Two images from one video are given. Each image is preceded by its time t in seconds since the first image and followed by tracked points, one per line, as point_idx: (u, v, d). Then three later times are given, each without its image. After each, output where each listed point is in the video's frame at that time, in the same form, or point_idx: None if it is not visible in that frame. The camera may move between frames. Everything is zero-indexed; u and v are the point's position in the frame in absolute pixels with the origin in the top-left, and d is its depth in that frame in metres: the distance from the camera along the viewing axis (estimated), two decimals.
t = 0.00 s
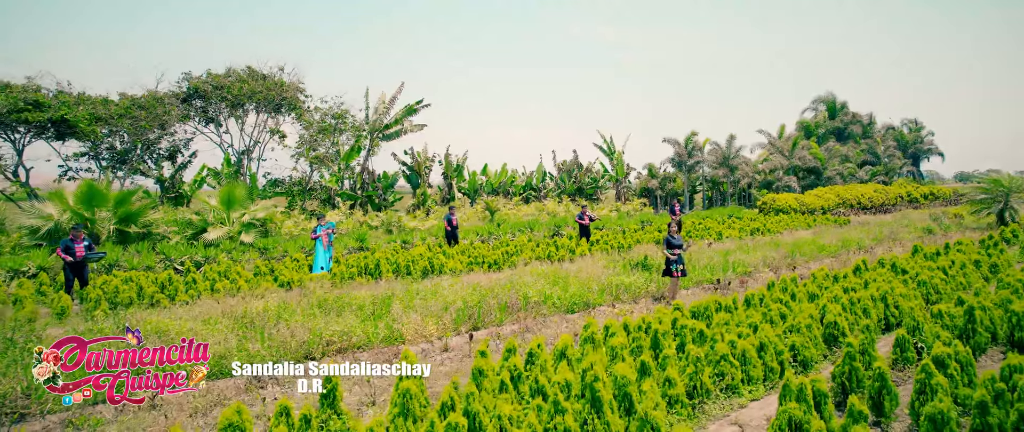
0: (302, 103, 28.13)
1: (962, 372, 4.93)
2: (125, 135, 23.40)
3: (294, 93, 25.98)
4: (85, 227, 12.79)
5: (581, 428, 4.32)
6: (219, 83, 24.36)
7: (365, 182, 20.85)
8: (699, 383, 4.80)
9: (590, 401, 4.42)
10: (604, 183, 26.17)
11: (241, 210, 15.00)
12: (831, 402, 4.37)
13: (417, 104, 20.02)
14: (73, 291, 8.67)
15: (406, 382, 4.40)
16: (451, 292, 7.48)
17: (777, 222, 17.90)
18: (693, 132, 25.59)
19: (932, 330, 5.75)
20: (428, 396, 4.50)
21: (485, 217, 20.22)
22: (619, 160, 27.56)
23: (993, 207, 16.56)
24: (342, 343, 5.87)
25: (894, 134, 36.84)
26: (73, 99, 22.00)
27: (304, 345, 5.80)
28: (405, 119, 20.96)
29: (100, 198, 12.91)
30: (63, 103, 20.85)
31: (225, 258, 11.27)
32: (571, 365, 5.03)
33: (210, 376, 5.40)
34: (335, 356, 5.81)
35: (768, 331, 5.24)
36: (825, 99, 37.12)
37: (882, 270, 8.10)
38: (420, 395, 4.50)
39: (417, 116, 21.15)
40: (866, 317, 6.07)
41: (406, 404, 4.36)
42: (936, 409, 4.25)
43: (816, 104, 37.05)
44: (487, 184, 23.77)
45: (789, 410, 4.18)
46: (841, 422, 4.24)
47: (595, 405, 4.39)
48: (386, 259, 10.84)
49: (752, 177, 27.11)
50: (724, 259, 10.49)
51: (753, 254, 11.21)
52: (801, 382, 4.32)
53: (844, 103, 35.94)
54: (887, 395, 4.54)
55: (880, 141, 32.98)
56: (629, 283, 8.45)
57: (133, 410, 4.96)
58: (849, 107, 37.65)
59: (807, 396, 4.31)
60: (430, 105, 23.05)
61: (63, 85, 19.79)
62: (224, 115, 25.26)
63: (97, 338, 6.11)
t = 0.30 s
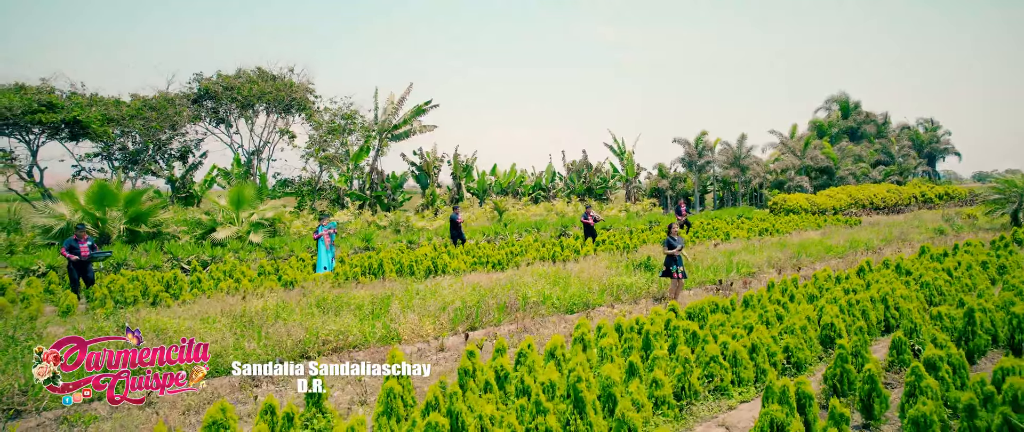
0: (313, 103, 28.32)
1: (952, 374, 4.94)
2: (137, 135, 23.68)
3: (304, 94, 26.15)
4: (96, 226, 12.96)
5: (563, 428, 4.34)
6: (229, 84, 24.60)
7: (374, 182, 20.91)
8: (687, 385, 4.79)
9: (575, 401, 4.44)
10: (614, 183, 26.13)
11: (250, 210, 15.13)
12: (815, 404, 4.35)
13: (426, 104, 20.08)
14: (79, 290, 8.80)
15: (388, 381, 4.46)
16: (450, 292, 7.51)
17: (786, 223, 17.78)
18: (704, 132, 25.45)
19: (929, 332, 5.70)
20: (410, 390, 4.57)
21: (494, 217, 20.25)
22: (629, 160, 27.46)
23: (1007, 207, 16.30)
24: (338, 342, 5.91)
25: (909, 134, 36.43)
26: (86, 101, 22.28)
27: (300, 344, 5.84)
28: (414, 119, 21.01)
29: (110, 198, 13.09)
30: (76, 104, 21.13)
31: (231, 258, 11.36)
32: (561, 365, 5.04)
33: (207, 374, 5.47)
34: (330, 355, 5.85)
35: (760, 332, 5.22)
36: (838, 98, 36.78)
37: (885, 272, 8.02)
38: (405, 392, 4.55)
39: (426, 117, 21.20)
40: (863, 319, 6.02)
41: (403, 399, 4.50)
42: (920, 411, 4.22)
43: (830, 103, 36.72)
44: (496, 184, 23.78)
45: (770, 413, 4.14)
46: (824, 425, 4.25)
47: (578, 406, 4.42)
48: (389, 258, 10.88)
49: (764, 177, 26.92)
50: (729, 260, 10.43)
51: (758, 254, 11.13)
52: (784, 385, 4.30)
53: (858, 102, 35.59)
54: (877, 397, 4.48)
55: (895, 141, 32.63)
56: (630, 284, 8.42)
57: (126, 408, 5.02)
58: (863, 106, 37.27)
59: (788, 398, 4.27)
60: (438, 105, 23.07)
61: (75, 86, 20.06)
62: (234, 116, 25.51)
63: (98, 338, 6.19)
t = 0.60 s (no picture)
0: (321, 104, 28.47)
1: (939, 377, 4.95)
2: (146, 136, 23.92)
3: (312, 94, 26.29)
4: (105, 225, 13.20)
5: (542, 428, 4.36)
6: (238, 85, 24.80)
7: (382, 182, 20.98)
8: (671, 386, 4.79)
9: (552, 402, 4.47)
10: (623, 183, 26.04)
11: (258, 210, 15.21)
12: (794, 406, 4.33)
13: (433, 104, 20.11)
14: (83, 288, 8.93)
15: (367, 380, 4.48)
16: (447, 292, 7.52)
17: (794, 223, 17.63)
18: (713, 131, 25.29)
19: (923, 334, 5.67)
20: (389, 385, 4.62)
21: (500, 217, 20.25)
22: (638, 160, 27.34)
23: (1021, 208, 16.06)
24: (330, 342, 5.94)
25: (924, 133, 36.01)
26: (96, 101, 22.55)
27: (292, 343, 5.88)
28: (421, 119, 21.06)
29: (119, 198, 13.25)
30: (86, 105, 21.40)
31: (235, 257, 11.44)
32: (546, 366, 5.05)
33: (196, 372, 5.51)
34: (322, 354, 5.88)
35: (748, 334, 5.23)
36: (851, 97, 36.44)
37: (886, 273, 7.93)
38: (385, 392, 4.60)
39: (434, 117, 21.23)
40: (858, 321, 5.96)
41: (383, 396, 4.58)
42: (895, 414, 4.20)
43: (842, 103, 36.39)
44: (503, 185, 23.79)
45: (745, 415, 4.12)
46: (800, 426, 4.25)
47: (556, 407, 4.46)
48: (390, 258, 10.91)
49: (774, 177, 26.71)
50: (731, 260, 10.35)
51: (761, 255, 11.05)
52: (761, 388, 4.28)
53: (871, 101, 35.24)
54: (863, 400, 4.42)
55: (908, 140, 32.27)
56: (629, 284, 8.38)
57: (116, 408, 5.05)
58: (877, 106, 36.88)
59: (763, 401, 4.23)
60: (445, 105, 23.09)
61: (86, 86, 20.32)
62: (243, 116, 25.70)
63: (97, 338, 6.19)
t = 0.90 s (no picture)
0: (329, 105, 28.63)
1: (923, 381, 4.93)
2: (155, 137, 24.17)
3: (319, 95, 26.44)
4: (113, 225, 13.38)
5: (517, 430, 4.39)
6: (245, 86, 25.04)
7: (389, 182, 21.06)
8: (653, 388, 4.81)
9: (528, 405, 4.49)
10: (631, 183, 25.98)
11: (264, 210, 15.31)
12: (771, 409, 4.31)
13: (439, 105, 20.15)
14: (85, 287, 9.04)
15: (346, 381, 4.50)
16: (442, 293, 7.54)
17: (802, 223, 17.49)
18: (722, 131, 25.13)
19: (915, 337, 5.63)
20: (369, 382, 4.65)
21: (507, 217, 20.25)
22: (647, 160, 27.23)
23: None
24: (321, 342, 5.99)
25: (939, 133, 35.57)
26: (106, 103, 22.86)
27: (283, 343, 5.92)
28: (428, 120, 21.10)
29: (127, 198, 13.41)
30: (96, 106, 21.70)
31: (238, 257, 11.52)
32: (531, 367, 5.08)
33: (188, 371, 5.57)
34: (313, 354, 5.93)
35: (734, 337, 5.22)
36: (864, 96, 36.10)
37: (887, 275, 7.85)
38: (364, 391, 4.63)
39: (440, 117, 21.26)
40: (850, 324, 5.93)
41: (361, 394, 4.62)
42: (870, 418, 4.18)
43: (854, 103, 36.06)
44: (511, 185, 23.78)
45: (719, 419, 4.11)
46: (774, 429, 4.24)
47: (532, 408, 4.50)
48: (391, 258, 10.96)
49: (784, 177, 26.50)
50: (732, 261, 10.30)
51: (764, 256, 10.97)
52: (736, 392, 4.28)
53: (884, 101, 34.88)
54: (846, 403, 4.39)
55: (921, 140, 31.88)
56: (627, 285, 8.34)
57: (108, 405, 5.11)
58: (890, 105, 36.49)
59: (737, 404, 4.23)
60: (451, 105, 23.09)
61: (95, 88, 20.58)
62: (251, 117, 25.91)
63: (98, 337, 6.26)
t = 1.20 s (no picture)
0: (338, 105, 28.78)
1: (908, 384, 4.88)
2: (165, 138, 24.43)
3: (326, 96, 26.58)
4: (121, 225, 13.52)
5: None
6: (253, 87, 25.25)
7: (395, 183, 21.18)
8: (633, 390, 4.82)
9: (504, 405, 4.50)
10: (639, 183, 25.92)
11: (271, 211, 15.41)
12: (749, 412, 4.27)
13: (445, 105, 20.20)
14: (89, 286, 9.05)
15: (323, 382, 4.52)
16: (436, 293, 7.57)
17: (809, 224, 17.35)
18: (730, 131, 24.97)
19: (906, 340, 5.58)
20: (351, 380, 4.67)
21: (513, 217, 20.27)
22: (655, 160, 27.12)
23: None
24: (311, 342, 6.01)
25: (953, 132, 35.15)
26: (115, 104, 23.18)
27: (274, 342, 5.95)
28: (435, 120, 21.15)
29: (134, 199, 13.56)
30: (105, 108, 22.03)
31: (242, 257, 11.64)
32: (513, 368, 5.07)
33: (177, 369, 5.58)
34: (304, 354, 5.96)
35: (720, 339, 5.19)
36: (877, 95, 35.75)
37: (886, 277, 7.77)
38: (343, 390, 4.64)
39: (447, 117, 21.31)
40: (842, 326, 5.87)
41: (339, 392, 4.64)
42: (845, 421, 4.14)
43: (867, 102, 35.73)
44: (518, 185, 23.79)
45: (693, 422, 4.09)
46: None
47: (507, 410, 4.51)
48: (391, 259, 11.00)
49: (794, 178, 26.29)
50: (733, 262, 10.24)
51: (766, 257, 10.91)
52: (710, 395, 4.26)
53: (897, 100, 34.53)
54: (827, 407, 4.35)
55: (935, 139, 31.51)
56: (623, 286, 8.33)
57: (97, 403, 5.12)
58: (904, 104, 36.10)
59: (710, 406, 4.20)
60: (458, 105, 23.09)
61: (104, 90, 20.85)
62: (259, 118, 26.11)
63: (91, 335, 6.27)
